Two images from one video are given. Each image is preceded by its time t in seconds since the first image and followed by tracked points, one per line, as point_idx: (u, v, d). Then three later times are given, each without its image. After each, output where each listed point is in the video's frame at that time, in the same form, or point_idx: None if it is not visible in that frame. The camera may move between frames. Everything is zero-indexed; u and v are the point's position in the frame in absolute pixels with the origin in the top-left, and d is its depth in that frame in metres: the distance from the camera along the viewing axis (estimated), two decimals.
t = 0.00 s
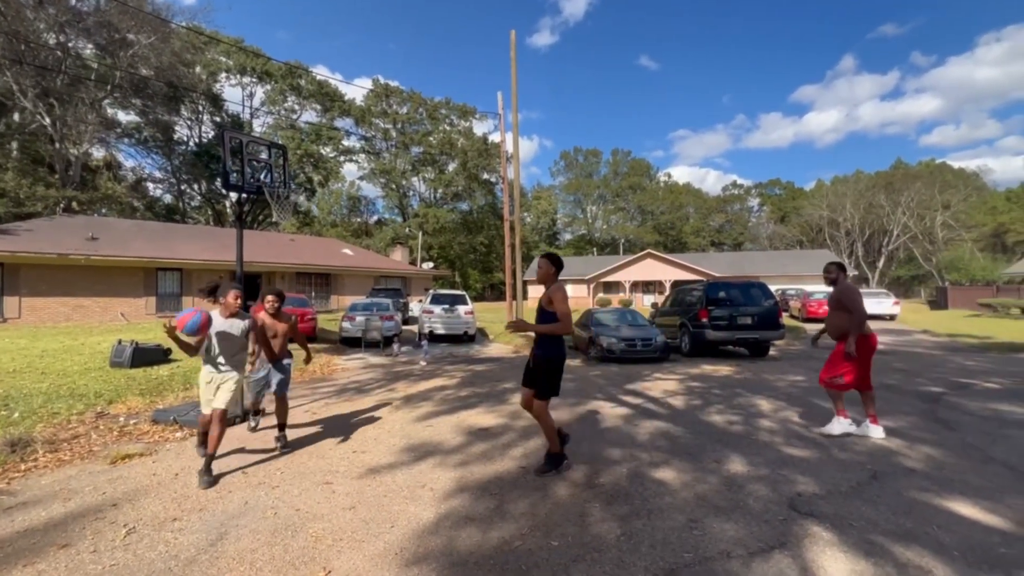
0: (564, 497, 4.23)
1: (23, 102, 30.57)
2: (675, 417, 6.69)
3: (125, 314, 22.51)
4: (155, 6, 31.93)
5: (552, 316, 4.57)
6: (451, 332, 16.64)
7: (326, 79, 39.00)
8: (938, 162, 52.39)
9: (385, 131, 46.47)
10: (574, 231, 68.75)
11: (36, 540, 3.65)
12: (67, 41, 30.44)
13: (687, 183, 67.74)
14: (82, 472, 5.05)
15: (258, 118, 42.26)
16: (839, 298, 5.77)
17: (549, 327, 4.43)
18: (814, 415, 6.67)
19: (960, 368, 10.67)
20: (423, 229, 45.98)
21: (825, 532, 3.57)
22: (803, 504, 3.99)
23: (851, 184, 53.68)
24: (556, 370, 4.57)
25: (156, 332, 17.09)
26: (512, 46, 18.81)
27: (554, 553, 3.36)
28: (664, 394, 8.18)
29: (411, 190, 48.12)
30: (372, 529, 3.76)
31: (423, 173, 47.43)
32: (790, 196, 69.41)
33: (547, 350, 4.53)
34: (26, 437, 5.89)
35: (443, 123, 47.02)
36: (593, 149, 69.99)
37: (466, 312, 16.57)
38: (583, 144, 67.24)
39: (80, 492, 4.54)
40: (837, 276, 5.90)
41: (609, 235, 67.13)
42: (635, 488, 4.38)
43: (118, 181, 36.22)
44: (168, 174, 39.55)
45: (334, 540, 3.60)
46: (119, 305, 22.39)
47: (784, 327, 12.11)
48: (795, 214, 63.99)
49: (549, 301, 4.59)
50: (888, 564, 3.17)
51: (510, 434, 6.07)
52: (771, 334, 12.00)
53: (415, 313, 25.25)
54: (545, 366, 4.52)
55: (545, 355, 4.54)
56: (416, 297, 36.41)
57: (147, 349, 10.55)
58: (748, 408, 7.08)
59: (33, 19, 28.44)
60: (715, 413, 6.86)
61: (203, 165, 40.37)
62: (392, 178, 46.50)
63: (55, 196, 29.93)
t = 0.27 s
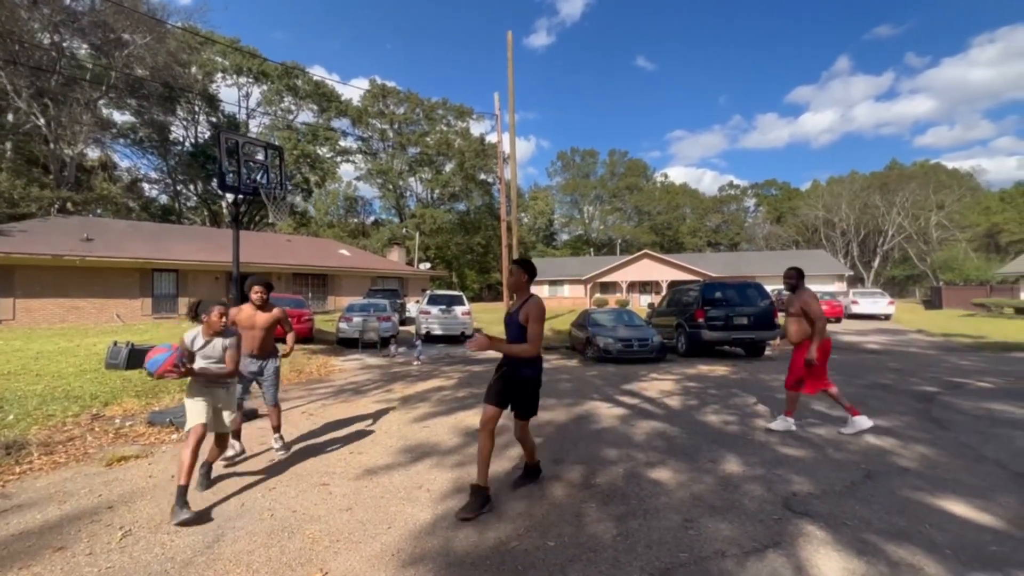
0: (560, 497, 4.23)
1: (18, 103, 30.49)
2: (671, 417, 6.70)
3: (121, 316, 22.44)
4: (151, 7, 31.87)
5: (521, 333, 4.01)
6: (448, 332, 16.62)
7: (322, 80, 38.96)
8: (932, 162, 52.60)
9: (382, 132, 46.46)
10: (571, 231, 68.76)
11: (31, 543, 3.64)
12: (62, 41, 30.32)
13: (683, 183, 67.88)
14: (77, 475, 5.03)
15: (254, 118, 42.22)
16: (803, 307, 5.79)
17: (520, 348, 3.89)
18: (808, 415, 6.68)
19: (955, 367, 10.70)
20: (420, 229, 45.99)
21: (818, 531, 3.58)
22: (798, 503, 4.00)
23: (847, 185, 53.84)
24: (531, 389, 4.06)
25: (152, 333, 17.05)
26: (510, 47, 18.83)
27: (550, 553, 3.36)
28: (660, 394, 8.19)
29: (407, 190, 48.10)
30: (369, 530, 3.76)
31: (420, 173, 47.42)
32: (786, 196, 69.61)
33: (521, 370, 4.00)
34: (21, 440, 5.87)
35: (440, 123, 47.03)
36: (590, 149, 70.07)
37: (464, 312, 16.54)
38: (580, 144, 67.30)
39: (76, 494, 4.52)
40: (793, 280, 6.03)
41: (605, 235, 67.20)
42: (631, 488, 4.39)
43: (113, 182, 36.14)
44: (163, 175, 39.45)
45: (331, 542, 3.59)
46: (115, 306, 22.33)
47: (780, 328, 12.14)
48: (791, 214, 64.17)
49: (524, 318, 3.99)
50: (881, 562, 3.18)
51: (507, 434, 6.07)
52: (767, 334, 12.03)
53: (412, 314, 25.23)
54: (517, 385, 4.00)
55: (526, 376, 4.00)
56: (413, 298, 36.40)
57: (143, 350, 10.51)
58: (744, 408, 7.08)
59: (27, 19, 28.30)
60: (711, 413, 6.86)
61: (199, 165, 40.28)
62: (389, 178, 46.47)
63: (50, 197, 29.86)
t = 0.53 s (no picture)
0: (561, 496, 4.24)
1: (17, 104, 30.47)
2: (671, 417, 6.70)
3: (121, 317, 22.43)
4: (150, 8, 31.81)
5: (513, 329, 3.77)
6: (448, 333, 16.61)
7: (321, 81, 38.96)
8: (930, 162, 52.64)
9: (381, 132, 46.45)
10: (570, 231, 68.77)
11: (41, 543, 3.65)
12: (60, 42, 30.28)
13: (682, 183, 67.99)
14: (83, 476, 5.04)
15: (253, 119, 42.18)
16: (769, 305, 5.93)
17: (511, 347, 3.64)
18: (807, 414, 6.69)
19: (952, 366, 10.72)
20: (419, 230, 46.01)
21: (815, 528, 3.59)
22: (795, 502, 4.01)
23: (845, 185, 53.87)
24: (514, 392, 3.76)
25: (153, 334, 17.04)
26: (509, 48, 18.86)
27: (552, 551, 3.36)
28: (660, 395, 8.20)
29: (407, 191, 48.05)
30: (373, 529, 3.77)
31: (419, 174, 47.43)
32: (784, 196, 69.64)
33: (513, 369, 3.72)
34: (26, 442, 5.87)
35: (439, 124, 47.07)
36: (589, 149, 70.13)
37: (464, 313, 16.46)
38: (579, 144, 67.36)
39: (83, 495, 4.53)
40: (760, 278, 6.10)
41: (604, 235, 67.25)
42: (631, 488, 4.40)
43: (112, 183, 36.15)
44: (162, 175, 39.41)
45: (336, 541, 3.60)
46: (115, 308, 22.33)
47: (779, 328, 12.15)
48: (789, 214, 64.24)
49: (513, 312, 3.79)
50: (876, 558, 3.19)
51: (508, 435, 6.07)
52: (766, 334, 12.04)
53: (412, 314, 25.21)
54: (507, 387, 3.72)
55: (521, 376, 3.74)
56: (413, 298, 36.37)
57: (145, 352, 10.50)
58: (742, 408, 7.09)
59: (26, 20, 28.24)
60: (709, 413, 6.88)
61: (198, 167, 40.27)
62: (388, 179, 46.41)
63: (49, 198, 29.90)
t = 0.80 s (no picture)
0: (569, 489, 4.26)
1: (19, 105, 30.52)
2: (674, 414, 6.71)
3: (125, 317, 22.46)
4: (151, 9, 31.85)
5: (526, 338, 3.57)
6: (451, 332, 16.63)
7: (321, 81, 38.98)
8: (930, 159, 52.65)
9: (381, 131, 46.48)
10: (571, 230, 68.75)
11: (67, 536, 3.67)
12: (62, 43, 30.30)
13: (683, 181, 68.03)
14: (102, 472, 5.06)
15: (254, 119, 42.22)
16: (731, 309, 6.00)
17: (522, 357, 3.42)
18: (808, 409, 6.71)
19: (953, 362, 10.72)
20: (420, 229, 45.99)
21: (816, 518, 3.60)
22: (797, 493, 4.03)
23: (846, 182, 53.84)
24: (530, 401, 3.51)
25: (157, 334, 17.07)
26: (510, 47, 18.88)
27: (563, 541, 3.38)
28: (662, 391, 8.21)
29: (407, 190, 48.06)
30: (388, 521, 3.79)
31: (420, 173, 47.43)
32: (785, 194, 69.62)
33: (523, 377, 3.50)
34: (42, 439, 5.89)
35: (439, 123, 47.12)
36: (589, 148, 70.13)
37: (466, 311, 16.51)
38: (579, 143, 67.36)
39: (104, 490, 4.55)
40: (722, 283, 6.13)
41: (605, 234, 67.26)
42: (636, 481, 4.42)
43: (114, 183, 36.19)
44: (163, 175, 39.43)
45: (352, 532, 3.62)
46: (119, 308, 22.36)
47: (780, 325, 12.16)
48: (790, 212, 64.22)
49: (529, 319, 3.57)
50: (875, 547, 3.21)
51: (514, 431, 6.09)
52: (767, 331, 12.04)
53: (413, 313, 25.23)
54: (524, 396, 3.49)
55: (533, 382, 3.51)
56: (414, 297, 36.40)
57: (152, 351, 10.51)
58: (743, 404, 7.11)
59: (27, 21, 28.23)
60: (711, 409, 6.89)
61: (199, 167, 40.27)
62: (389, 178, 46.42)
63: (53, 199, 29.99)
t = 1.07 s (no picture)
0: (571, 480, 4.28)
1: (24, 104, 30.62)
2: (674, 408, 6.72)
3: (132, 314, 22.54)
4: (153, 7, 31.88)
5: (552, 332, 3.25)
6: (455, 328, 16.66)
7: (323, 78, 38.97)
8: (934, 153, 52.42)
9: (383, 128, 46.50)
10: (573, 226, 68.65)
11: (91, 523, 3.71)
12: (65, 41, 30.33)
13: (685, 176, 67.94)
14: (118, 464, 5.10)
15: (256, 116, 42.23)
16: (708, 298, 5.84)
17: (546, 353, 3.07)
18: (807, 403, 6.71)
19: (954, 357, 10.71)
20: (423, 226, 45.94)
21: (810, 506, 3.62)
22: (793, 483, 4.05)
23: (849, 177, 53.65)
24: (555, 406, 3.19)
25: (163, 331, 17.13)
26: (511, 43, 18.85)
27: (568, 527, 3.41)
28: (664, 386, 8.23)
29: (410, 186, 48.03)
30: (398, 509, 3.82)
31: (422, 170, 47.40)
32: (788, 189, 69.40)
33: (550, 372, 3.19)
34: (59, 433, 5.95)
35: (441, 119, 47.11)
36: (591, 144, 69.99)
37: (470, 308, 16.56)
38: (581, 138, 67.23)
39: (123, 480, 4.59)
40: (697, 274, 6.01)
41: (607, 230, 67.17)
42: (637, 472, 4.44)
43: (117, 181, 36.25)
44: (167, 173, 39.51)
45: (364, 519, 3.66)
46: (126, 305, 22.44)
47: (780, 320, 12.15)
48: (793, 207, 64.03)
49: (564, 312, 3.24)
50: (867, 533, 3.23)
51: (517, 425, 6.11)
52: (768, 327, 12.03)
53: (416, 310, 25.25)
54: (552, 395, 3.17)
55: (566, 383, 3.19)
56: (417, 294, 36.42)
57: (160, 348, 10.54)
58: (743, 399, 7.12)
59: (31, 20, 28.21)
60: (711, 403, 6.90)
61: (202, 164, 40.32)
62: (391, 175, 46.38)
63: (59, 197, 30.16)
